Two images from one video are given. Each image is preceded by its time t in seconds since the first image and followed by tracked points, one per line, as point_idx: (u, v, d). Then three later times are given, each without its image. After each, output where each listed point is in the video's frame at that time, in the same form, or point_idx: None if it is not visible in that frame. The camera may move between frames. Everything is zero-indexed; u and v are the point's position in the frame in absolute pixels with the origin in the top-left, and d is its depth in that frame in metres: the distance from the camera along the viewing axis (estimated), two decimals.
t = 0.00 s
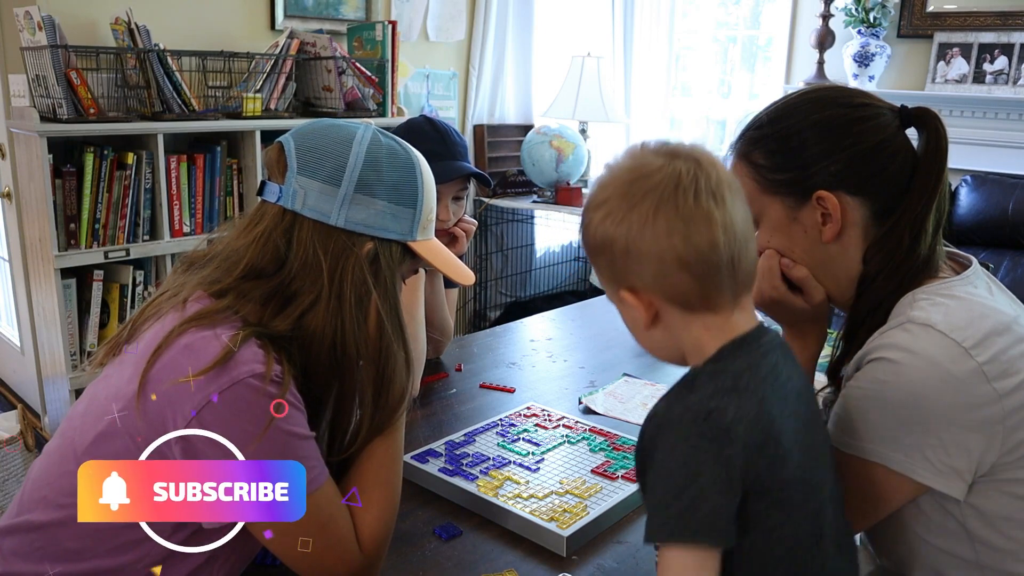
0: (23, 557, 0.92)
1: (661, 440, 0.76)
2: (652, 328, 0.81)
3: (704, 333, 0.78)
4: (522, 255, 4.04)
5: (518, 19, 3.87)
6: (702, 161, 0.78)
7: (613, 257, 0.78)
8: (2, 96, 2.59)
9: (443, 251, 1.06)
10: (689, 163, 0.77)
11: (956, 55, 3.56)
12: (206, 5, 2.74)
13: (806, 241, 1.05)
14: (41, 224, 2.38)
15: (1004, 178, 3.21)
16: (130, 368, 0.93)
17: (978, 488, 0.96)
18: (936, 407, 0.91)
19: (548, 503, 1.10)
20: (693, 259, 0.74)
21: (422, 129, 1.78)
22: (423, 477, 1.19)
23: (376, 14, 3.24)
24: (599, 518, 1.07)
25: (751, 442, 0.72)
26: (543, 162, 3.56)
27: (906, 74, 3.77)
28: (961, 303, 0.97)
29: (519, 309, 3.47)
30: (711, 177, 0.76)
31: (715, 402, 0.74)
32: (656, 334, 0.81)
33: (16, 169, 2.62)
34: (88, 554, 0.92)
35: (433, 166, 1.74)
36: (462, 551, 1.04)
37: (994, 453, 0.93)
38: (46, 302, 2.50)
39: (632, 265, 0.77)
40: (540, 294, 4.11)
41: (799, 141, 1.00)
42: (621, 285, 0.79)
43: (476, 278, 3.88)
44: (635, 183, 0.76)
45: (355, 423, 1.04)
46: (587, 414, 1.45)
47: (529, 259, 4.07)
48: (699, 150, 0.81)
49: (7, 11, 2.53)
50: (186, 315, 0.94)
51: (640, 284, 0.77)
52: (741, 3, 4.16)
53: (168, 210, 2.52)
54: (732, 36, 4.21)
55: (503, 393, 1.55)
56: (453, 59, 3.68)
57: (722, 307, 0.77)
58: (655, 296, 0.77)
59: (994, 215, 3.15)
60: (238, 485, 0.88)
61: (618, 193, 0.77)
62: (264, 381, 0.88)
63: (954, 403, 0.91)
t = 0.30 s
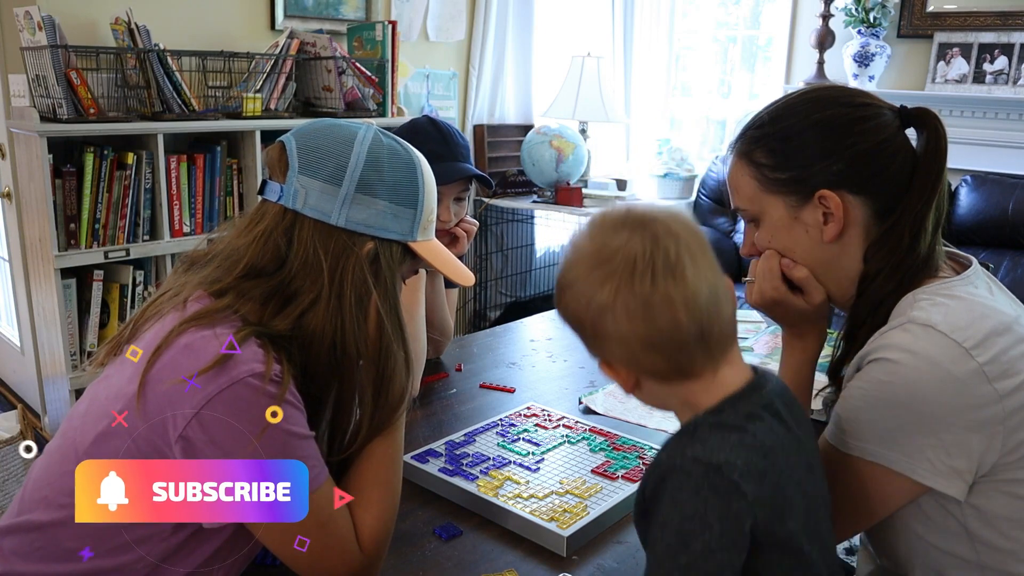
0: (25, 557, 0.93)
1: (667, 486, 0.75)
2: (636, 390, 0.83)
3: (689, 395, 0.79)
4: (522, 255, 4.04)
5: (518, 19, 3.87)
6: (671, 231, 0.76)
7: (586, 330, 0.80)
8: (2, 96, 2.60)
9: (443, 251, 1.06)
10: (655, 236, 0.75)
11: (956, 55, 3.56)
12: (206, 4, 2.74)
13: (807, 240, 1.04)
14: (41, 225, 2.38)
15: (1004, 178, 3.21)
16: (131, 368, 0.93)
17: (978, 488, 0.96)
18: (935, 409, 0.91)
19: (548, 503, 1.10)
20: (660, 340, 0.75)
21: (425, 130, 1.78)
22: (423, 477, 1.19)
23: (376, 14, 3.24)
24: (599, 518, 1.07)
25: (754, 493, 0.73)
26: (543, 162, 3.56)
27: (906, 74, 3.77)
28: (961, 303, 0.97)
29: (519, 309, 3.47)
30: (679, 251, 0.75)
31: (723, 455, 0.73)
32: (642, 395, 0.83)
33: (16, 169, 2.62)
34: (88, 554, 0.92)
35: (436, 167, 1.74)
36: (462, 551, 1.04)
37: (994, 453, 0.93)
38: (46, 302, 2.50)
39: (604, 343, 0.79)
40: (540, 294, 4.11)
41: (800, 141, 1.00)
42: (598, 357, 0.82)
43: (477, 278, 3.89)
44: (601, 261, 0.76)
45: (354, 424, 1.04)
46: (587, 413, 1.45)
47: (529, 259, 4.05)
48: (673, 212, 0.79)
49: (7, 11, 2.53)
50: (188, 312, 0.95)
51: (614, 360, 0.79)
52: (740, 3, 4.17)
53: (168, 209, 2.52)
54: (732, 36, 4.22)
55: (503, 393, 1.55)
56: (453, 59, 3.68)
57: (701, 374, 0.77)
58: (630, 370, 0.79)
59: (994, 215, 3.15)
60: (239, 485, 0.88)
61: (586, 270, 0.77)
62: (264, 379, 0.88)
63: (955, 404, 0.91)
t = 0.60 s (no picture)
0: (25, 558, 0.92)
1: None
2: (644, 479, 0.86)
3: (695, 491, 0.82)
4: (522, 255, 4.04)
5: (518, 19, 3.87)
6: (689, 334, 0.79)
7: (599, 422, 0.83)
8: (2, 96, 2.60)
9: (442, 250, 1.06)
10: (672, 338, 0.78)
11: (956, 55, 3.56)
12: (206, 3, 2.74)
13: (826, 240, 1.04)
14: (41, 225, 2.38)
15: (1004, 178, 3.21)
16: (132, 367, 0.92)
17: (981, 489, 0.96)
18: (939, 411, 0.91)
19: (548, 503, 1.10)
20: (670, 442, 0.78)
21: (423, 129, 1.78)
22: (423, 477, 1.19)
23: (376, 14, 3.24)
24: (599, 518, 1.07)
25: None
26: (543, 162, 3.56)
27: (906, 74, 3.77)
28: (964, 304, 0.97)
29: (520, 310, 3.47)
30: (695, 355, 0.78)
31: (737, 555, 0.74)
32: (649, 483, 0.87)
33: (16, 169, 2.62)
34: (91, 554, 0.92)
35: (436, 167, 1.74)
36: (463, 550, 1.04)
37: (998, 454, 0.93)
38: (46, 302, 2.50)
39: (614, 436, 0.83)
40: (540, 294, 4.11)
41: (808, 141, 1.00)
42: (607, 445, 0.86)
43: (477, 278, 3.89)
44: (619, 358, 0.80)
45: (353, 424, 1.04)
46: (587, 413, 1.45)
47: (529, 260, 4.04)
48: (691, 312, 0.82)
49: (7, 11, 2.53)
50: (190, 311, 0.95)
51: (624, 453, 0.83)
52: (740, 3, 4.18)
53: (168, 209, 2.52)
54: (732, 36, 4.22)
55: (503, 393, 1.55)
56: (453, 59, 3.68)
57: (709, 475, 0.80)
58: (638, 464, 0.83)
59: (994, 215, 3.15)
60: (238, 485, 0.87)
61: (604, 363, 0.81)
62: (269, 377, 0.87)
63: (958, 404, 0.91)
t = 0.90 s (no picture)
0: (25, 557, 0.92)
1: None
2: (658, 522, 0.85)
3: (716, 535, 0.81)
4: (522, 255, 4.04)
5: (518, 19, 3.87)
6: (713, 375, 0.78)
7: (620, 467, 0.81)
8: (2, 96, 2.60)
9: (442, 251, 1.06)
10: (698, 380, 0.77)
11: (956, 55, 3.56)
12: (206, 3, 2.74)
13: (825, 247, 1.04)
14: (41, 225, 2.38)
15: (1004, 178, 3.21)
16: (131, 367, 0.92)
17: (983, 490, 0.96)
18: (943, 413, 0.91)
19: (548, 503, 1.10)
20: (698, 486, 0.77)
21: (423, 130, 1.78)
22: (423, 477, 1.19)
23: (376, 14, 3.24)
24: (600, 518, 1.07)
25: None
26: (543, 162, 3.56)
27: (906, 74, 3.77)
28: (967, 306, 0.97)
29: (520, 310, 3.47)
30: (721, 398, 0.77)
31: None
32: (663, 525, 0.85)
33: (16, 169, 2.62)
34: (90, 553, 0.92)
35: (437, 169, 1.74)
36: (464, 551, 1.04)
37: (1001, 455, 0.93)
38: (46, 302, 2.50)
39: (636, 481, 0.80)
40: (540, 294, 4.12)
41: (802, 150, 0.99)
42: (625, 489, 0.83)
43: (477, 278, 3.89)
44: (643, 405, 0.77)
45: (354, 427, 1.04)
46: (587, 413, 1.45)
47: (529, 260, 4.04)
48: (712, 351, 0.80)
49: (7, 11, 2.53)
50: (188, 311, 0.95)
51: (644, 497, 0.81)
52: (740, 3, 4.18)
53: (168, 209, 2.52)
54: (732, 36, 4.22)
55: (503, 393, 1.55)
56: (453, 59, 3.68)
57: (732, 516, 0.79)
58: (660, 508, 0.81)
59: (994, 215, 3.15)
60: (238, 485, 0.87)
61: (627, 409, 0.78)
62: (263, 377, 0.87)
63: (962, 407, 0.91)
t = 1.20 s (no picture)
0: (27, 557, 0.92)
1: None
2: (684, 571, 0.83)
3: None
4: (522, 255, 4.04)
5: (518, 19, 3.87)
6: (754, 429, 0.78)
7: (665, 519, 0.79)
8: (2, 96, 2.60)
9: (440, 247, 1.06)
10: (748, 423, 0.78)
11: (956, 55, 3.56)
12: (206, 3, 2.74)
13: (814, 251, 1.05)
14: (41, 225, 2.38)
15: (1004, 178, 3.22)
16: (136, 364, 0.92)
17: (983, 490, 0.96)
18: (942, 413, 0.91)
19: (548, 503, 1.10)
20: (748, 530, 0.77)
21: (427, 133, 1.79)
22: (423, 477, 1.19)
23: (376, 14, 3.24)
24: (599, 518, 1.07)
25: None
26: (543, 162, 3.56)
27: (906, 74, 3.77)
28: (966, 306, 0.97)
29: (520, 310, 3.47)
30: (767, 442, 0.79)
31: None
32: None
33: (16, 169, 2.62)
34: (92, 553, 0.93)
35: (440, 171, 1.74)
36: (463, 551, 1.04)
37: (1000, 455, 0.93)
38: (46, 302, 2.50)
39: (682, 531, 0.78)
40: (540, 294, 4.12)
41: (795, 153, 0.99)
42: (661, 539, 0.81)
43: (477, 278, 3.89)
44: (699, 452, 0.76)
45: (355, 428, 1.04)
46: (586, 413, 1.45)
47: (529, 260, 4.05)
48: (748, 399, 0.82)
49: (7, 11, 2.53)
50: (189, 310, 0.95)
51: (686, 546, 0.79)
52: (741, 3, 4.18)
53: (168, 209, 2.52)
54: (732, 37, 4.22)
55: (503, 393, 1.55)
56: (453, 59, 3.68)
57: (766, 556, 0.80)
58: (701, 557, 0.79)
59: (994, 215, 3.15)
60: (239, 485, 0.88)
61: (670, 466, 0.77)
62: (273, 372, 0.88)
63: (961, 407, 0.91)
